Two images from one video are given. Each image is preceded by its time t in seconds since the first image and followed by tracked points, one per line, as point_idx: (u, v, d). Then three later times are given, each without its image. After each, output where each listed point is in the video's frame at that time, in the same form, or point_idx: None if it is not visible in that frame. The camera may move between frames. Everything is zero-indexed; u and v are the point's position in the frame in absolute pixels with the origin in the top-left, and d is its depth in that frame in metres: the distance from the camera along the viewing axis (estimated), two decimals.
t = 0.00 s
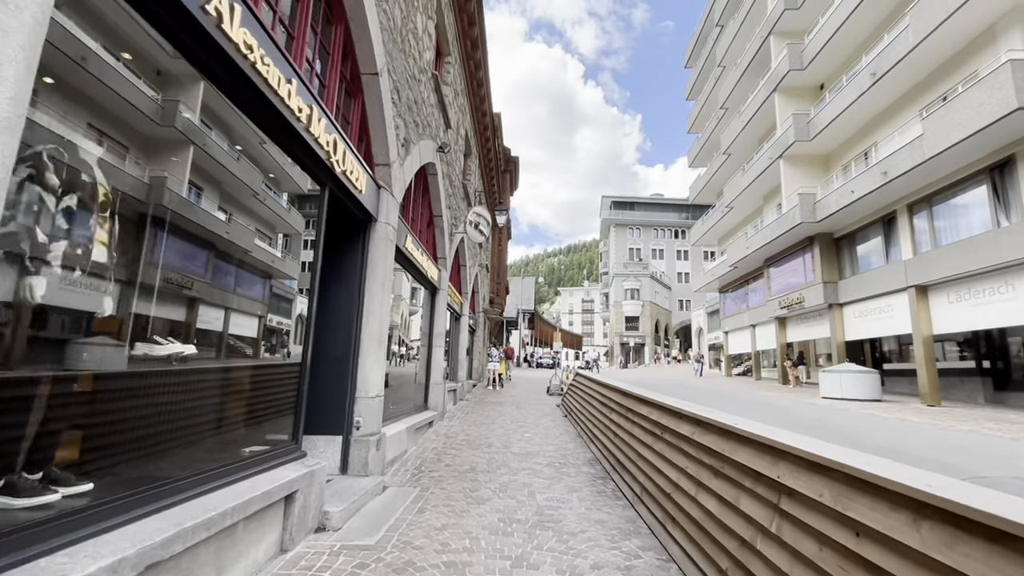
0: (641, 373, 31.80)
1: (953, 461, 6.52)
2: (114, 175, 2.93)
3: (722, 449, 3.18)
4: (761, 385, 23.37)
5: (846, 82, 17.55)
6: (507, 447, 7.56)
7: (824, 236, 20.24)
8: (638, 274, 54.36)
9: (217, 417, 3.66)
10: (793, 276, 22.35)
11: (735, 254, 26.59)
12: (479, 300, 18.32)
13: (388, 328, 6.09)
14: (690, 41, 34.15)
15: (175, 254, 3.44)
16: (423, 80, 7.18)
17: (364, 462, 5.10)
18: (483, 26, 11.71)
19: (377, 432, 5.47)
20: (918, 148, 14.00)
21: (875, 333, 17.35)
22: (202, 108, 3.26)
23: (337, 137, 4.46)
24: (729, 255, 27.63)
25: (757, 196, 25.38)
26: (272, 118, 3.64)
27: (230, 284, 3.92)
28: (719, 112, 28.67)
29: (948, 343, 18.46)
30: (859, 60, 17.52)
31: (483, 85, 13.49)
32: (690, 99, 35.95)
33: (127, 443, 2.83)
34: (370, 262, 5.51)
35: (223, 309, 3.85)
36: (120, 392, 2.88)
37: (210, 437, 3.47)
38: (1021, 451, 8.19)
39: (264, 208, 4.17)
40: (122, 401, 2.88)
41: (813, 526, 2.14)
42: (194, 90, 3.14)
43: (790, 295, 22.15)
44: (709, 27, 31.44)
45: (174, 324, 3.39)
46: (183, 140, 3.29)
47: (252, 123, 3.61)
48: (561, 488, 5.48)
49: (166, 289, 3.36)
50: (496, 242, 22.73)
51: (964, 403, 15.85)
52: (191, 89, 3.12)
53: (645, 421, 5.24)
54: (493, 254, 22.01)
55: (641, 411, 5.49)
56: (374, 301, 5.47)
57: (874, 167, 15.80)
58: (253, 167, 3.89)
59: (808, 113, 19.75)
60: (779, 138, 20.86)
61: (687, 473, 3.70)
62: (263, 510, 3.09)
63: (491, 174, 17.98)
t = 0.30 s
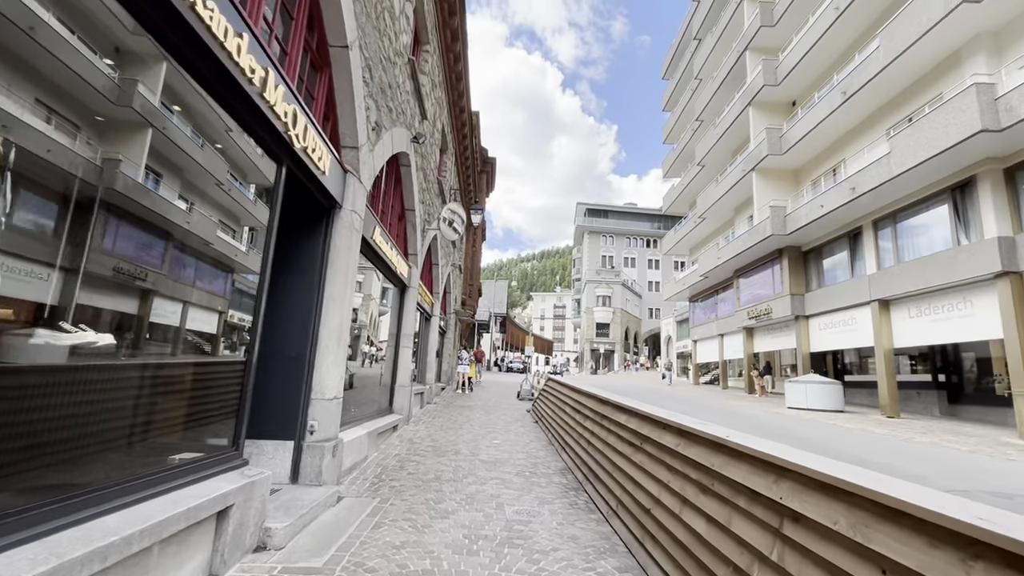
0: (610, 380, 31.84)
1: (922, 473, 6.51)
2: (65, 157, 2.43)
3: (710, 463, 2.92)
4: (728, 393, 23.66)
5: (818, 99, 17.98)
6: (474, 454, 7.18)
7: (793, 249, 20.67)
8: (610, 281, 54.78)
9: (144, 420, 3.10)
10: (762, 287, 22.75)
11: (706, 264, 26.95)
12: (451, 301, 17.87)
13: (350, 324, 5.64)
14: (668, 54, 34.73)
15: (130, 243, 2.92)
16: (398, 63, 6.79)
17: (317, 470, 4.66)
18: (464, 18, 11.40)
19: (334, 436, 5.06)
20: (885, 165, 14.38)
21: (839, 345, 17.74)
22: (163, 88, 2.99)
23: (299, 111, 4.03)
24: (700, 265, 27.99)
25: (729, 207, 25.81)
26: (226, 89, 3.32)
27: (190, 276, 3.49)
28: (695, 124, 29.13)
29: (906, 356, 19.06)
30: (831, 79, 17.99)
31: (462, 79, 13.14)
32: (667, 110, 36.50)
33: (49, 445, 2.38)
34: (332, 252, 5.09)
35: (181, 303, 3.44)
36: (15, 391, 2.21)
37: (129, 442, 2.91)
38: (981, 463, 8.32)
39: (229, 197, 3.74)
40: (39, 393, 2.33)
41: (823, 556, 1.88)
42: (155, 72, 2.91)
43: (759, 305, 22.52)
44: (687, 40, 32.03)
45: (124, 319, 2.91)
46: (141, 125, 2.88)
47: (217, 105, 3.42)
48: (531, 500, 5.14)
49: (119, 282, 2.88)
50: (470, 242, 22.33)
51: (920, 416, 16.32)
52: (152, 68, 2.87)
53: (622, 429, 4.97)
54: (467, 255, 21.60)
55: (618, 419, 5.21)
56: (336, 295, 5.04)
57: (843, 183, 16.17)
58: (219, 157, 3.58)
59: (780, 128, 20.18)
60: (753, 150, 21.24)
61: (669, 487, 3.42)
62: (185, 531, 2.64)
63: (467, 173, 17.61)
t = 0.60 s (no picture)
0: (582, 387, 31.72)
1: (896, 489, 6.44)
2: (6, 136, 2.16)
3: (708, 492, 2.61)
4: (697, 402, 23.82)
5: (792, 114, 18.34)
6: (441, 466, 6.76)
7: (763, 261, 20.99)
8: (583, 288, 54.98)
9: (54, 425, 2.65)
10: (732, 298, 23.03)
11: (679, 273, 27.20)
12: (422, 303, 17.36)
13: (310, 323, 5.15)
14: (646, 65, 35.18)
15: (79, 233, 2.69)
16: (373, 47, 6.38)
17: (265, 487, 4.17)
18: (445, 12, 11.05)
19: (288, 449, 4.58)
20: (856, 181, 14.70)
21: (807, 357, 18.02)
22: (120, 69, 2.75)
23: (254, 82, 3.56)
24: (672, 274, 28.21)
25: (703, 218, 26.13)
26: (178, 62, 2.94)
27: (145, 270, 3.20)
28: (671, 135, 29.48)
29: (868, 369, 19.54)
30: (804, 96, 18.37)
31: (441, 75, 12.76)
32: (644, 120, 36.91)
33: None
34: (291, 246, 4.63)
35: (135, 297, 3.14)
36: None
37: (31, 454, 2.47)
38: (947, 477, 8.39)
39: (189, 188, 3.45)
40: None
41: None
42: (113, 53, 2.66)
43: (729, 316, 22.79)
44: (665, 52, 32.49)
45: (70, 313, 2.68)
46: (95, 104, 2.65)
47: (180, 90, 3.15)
48: (501, 519, 4.76)
49: (67, 274, 2.64)
50: (444, 244, 21.85)
51: (882, 428, 16.67)
52: (110, 49, 2.63)
53: (602, 444, 4.65)
54: (440, 256, 21.11)
55: (597, 432, 4.89)
56: (293, 292, 4.58)
57: (814, 197, 16.47)
58: (180, 145, 3.34)
59: (755, 142, 20.53)
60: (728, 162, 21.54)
61: (657, 513, 3.11)
62: None
63: (443, 172, 17.17)
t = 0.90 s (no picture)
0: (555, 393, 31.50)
1: (877, 499, 6.35)
2: None
3: (723, 512, 2.33)
4: (670, 410, 23.87)
5: (769, 127, 18.66)
6: (413, 475, 6.33)
7: (737, 271, 21.25)
8: (558, 294, 55.00)
9: None
10: (706, 307, 23.25)
11: (654, 281, 27.34)
12: (395, 304, 16.82)
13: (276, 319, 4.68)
14: (626, 75, 35.56)
15: (29, 221, 2.36)
16: (352, 26, 5.97)
17: (215, 501, 3.69)
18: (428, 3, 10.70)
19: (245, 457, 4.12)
20: (830, 194, 14.97)
21: (779, 366, 18.25)
22: (80, 48, 2.49)
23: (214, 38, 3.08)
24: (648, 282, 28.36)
25: (679, 227, 26.37)
26: (130, 17, 2.54)
27: (100, 264, 2.86)
28: (649, 144, 29.76)
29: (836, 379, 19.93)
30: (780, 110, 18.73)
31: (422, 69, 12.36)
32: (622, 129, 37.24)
33: None
34: (253, 231, 4.18)
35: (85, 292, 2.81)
36: None
37: None
38: (921, 488, 8.40)
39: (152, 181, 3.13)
40: None
41: None
42: (74, 26, 2.40)
43: (703, 325, 22.97)
44: (645, 63, 32.87)
45: (15, 306, 2.33)
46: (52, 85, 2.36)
47: (144, 70, 2.89)
48: (479, 535, 4.39)
49: (9, 264, 2.28)
50: (420, 245, 21.35)
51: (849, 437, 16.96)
52: (70, 22, 2.38)
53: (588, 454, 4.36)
54: (415, 257, 20.60)
55: (583, 441, 4.60)
56: (255, 282, 4.13)
57: (789, 209, 16.72)
58: (144, 133, 3.05)
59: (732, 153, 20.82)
60: (705, 173, 21.78)
61: (657, 533, 2.82)
62: None
63: (421, 170, 16.72)
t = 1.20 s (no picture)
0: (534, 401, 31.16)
1: (868, 517, 6.20)
2: None
3: (750, 555, 2.03)
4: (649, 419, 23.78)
5: (751, 140, 18.85)
6: (388, 493, 5.91)
7: (718, 281, 21.36)
8: (537, 301, 54.82)
9: None
10: (686, 316, 23.30)
11: (634, 290, 27.35)
12: (373, 308, 16.28)
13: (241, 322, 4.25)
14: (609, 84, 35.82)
15: None
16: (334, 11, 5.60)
17: (160, 532, 3.24)
18: None
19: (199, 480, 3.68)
20: (811, 207, 15.12)
21: (757, 377, 18.32)
22: (42, 34, 2.27)
23: None
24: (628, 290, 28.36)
25: (660, 236, 26.48)
26: None
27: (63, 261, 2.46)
28: (632, 153, 29.91)
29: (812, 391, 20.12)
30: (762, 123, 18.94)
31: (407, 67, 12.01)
32: (605, 138, 37.43)
33: None
34: (217, 225, 3.77)
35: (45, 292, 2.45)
36: None
37: None
38: (904, 503, 8.33)
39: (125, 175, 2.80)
40: None
41: None
42: (36, 13, 2.20)
43: (683, 334, 23.00)
44: (629, 73, 33.13)
45: None
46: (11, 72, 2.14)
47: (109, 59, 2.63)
48: (460, 563, 4.02)
49: None
50: (399, 248, 20.84)
51: (825, 448, 17.08)
52: (32, 8, 2.18)
53: (581, 474, 4.03)
54: (394, 261, 20.09)
55: (574, 458, 4.28)
56: (217, 283, 3.71)
57: (771, 221, 16.84)
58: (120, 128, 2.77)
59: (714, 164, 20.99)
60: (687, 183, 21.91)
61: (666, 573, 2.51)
62: None
63: (403, 172, 16.30)
